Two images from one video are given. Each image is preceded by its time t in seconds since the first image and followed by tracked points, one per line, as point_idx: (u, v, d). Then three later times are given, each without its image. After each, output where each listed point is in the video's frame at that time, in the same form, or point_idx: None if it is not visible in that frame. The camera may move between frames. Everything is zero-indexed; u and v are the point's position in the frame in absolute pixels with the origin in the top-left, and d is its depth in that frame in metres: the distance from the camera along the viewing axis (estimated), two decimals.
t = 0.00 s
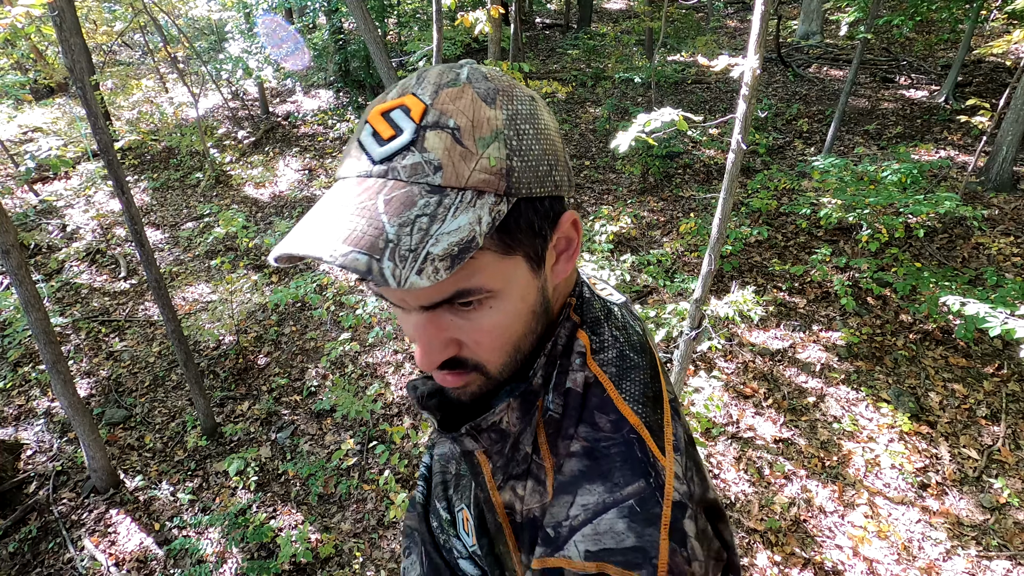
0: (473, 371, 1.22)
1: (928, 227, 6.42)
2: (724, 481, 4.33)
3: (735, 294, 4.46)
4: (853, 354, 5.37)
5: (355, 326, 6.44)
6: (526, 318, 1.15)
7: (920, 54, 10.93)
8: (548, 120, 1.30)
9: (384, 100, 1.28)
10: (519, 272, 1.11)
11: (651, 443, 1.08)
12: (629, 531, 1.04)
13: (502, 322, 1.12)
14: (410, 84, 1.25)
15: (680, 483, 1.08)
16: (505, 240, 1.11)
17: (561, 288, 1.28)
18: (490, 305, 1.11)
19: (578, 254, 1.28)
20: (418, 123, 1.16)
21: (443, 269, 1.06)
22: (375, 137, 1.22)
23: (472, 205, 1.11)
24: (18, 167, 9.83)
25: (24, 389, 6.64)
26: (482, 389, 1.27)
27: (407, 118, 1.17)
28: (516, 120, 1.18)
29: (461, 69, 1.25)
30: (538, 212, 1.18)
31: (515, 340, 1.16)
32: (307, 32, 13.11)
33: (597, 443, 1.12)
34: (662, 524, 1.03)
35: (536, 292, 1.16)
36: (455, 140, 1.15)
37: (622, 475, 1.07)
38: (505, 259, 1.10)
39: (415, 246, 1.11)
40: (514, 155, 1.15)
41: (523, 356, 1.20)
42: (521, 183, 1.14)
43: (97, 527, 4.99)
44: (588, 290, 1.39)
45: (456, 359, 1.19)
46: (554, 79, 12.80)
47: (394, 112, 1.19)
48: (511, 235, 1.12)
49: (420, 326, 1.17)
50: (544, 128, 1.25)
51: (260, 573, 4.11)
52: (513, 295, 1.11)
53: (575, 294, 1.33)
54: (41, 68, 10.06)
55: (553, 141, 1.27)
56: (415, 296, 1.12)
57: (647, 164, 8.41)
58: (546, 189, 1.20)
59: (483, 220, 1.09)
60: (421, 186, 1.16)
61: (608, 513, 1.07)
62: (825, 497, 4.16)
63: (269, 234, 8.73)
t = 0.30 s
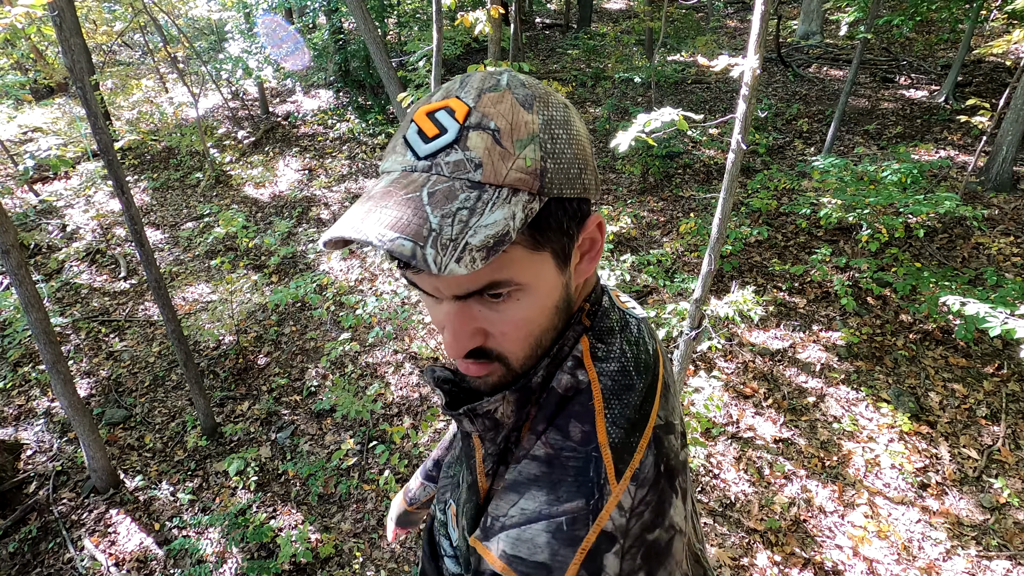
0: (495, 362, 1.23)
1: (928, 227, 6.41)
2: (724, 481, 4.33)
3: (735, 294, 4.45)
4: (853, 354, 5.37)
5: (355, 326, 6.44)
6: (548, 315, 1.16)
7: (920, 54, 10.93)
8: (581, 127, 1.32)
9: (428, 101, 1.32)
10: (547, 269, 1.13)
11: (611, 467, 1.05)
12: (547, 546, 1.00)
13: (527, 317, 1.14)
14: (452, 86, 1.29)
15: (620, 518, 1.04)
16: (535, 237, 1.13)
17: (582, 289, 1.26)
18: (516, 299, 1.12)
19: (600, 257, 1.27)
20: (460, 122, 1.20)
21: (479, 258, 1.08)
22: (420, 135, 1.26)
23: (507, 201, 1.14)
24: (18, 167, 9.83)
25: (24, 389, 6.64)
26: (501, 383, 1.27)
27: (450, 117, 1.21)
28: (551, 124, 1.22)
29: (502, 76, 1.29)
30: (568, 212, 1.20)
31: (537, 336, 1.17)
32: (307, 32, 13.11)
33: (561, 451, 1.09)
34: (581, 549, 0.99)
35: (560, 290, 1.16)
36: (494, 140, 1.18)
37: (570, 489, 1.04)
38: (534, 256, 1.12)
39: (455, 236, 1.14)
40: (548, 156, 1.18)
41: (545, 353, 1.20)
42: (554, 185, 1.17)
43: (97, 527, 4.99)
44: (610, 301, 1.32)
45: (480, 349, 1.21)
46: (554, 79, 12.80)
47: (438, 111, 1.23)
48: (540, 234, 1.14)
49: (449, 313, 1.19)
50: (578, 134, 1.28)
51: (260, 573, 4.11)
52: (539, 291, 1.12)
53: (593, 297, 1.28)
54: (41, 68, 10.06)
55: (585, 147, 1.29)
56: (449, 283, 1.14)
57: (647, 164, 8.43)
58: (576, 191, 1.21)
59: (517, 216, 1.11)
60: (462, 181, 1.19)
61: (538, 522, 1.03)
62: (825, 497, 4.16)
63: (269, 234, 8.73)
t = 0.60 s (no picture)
0: (488, 388, 1.24)
1: (928, 226, 6.42)
2: (724, 481, 4.33)
3: (735, 294, 4.45)
4: (853, 354, 5.37)
5: (355, 326, 6.44)
6: (545, 344, 1.17)
7: (920, 54, 10.93)
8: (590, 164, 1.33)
9: (442, 126, 1.33)
10: (546, 302, 1.14)
11: (590, 482, 1.04)
12: (521, 555, 1.01)
13: (524, 345, 1.15)
14: (467, 114, 1.31)
15: (599, 534, 1.01)
16: (536, 269, 1.14)
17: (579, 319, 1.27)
18: (513, 328, 1.14)
19: (599, 289, 1.27)
20: (472, 152, 1.21)
21: (480, 288, 1.10)
22: (431, 160, 1.28)
23: (511, 233, 1.15)
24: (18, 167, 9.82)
25: (24, 389, 6.64)
26: (492, 410, 1.26)
27: (463, 146, 1.22)
28: (561, 160, 1.23)
29: (515, 108, 1.30)
30: (570, 247, 1.22)
31: (532, 365, 1.18)
32: (307, 32, 13.11)
33: (543, 466, 1.10)
34: (554, 561, 0.98)
35: (559, 322, 1.17)
36: (504, 172, 1.19)
37: (548, 501, 1.05)
38: (533, 287, 1.14)
39: (457, 265, 1.16)
40: (555, 193, 1.19)
41: (539, 380, 1.21)
42: (559, 220, 1.18)
43: (97, 527, 4.99)
44: (601, 318, 1.33)
45: (475, 374, 1.21)
46: (554, 79, 12.80)
47: (451, 139, 1.25)
48: (541, 266, 1.15)
49: (446, 338, 1.20)
50: (586, 171, 1.29)
51: (260, 573, 4.11)
52: (537, 322, 1.13)
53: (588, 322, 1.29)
54: (41, 68, 10.06)
55: (592, 184, 1.30)
56: (449, 309, 1.15)
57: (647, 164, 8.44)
58: (580, 226, 1.22)
59: (520, 248, 1.13)
60: (469, 211, 1.21)
61: (515, 531, 1.05)
62: (825, 497, 4.16)
63: (269, 234, 8.73)
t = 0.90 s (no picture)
0: (480, 382, 1.24)
1: (928, 227, 6.42)
2: (724, 481, 4.33)
3: (735, 294, 4.45)
4: (853, 354, 5.36)
5: (355, 326, 6.44)
6: (536, 340, 1.17)
7: (920, 54, 10.93)
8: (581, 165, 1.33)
9: (438, 128, 1.34)
10: (537, 297, 1.14)
11: (580, 461, 1.06)
12: (511, 530, 1.02)
13: (516, 340, 1.16)
14: (462, 117, 1.31)
15: (589, 511, 1.02)
16: (527, 265, 1.15)
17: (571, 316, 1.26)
18: (504, 322, 1.14)
19: (592, 286, 1.26)
20: (466, 152, 1.22)
21: (472, 282, 1.10)
22: (426, 160, 1.28)
23: (503, 230, 1.15)
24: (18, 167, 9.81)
25: (24, 389, 6.64)
26: (485, 404, 1.27)
27: (457, 146, 1.23)
28: (551, 161, 1.23)
29: (509, 111, 1.30)
30: (561, 244, 1.21)
31: (524, 360, 1.18)
32: (307, 32, 13.11)
33: (535, 448, 1.13)
34: (544, 536, 0.99)
35: (549, 318, 1.17)
36: (497, 172, 1.20)
37: (540, 480, 1.07)
38: (524, 283, 1.14)
39: (451, 259, 1.15)
40: (546, 192, 1.19)
41: (531, 375, 1.22)
42: (549, 218, 1.18)
43: (97, 527, 4.99)
44: (594, 311, 1.33)
45: (468, 368, 1.22)
46: (554, 79, 12.79)
47: (446, 140, 1.25)
48: (532, 262, 1.15)
49: (440, 332, 1.20)
50: (577, 171, 1.28)
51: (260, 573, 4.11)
52: (528, 317, 1.14)
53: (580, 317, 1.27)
54: (41, 68, 10.06)
55: (583, 184, 1.29)
56: (442, 303, 1.16)
57: (646, 164, 8.45)
58: (570, 224, 1.21)
59: (512, 244, 1.13)
60: (463, 208, 1.21)
61: (506, 507, 1.06)
62: (825, 497, 4.16)
63: (269, 234, 8.74)
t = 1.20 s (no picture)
0: (477, 364, 1.27)
1: (928, 227, 6.42)
2: (724, 481, 4.33)
3: (735, 294, 4.45)
4: (853, 354, 5.36)
5: (355, 326, 6.44)
6: (529, 324, 1.20)
7: (920, 54, 10.93)
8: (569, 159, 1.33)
9: (432, 126, 1.34)
10: (528, 283, 1.17)
11: (576, 432, 1.06)
12: (511, 496, 1.01)
13: (510, 324, 1.18)
14: (456, 115, 1.32)
15: (586, 478, 1.01)
16: (519, 252, 1.17)
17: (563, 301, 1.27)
18: (498, 306, 1.18)
19: (581, 273, 1.28)
20: (460, 148, 1.22)
21: (469, 267, 1.12)
22: (423, 156, 1.28)
23: (496, 219, 1.16)
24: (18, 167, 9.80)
25: (24, 389, 6.64)
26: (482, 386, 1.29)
27: (452, 143, 1.23)
28: (540, 155, 1.23)
29: (500, 110, 1.31)
30: (551, 234, 1.22)
31: (518, 343, 1.20)
32: (307, 32, 13.11)
33: (531, 422, 1.12)
34: (544, 499, 0.98)
35: (541, 302, 1.19)
36: (489, 166, 1.20)
37: (538, 449, 1.06)
38: (517, 269, 1.16)
39: (449, 246, 1.17)
40: (535, 184, 1.20)
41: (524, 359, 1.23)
42: (539, 209, 1.19)
43: (97, 527, 4.99)
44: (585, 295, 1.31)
45: (465, 351, 1.25)
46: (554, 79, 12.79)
47: (441, 137, 1.25)
48: (524, 249, 1.17)
49: (439, 317, 1.23)
50: (565, 165, 1.29)
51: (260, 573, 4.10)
52: (520, 301, 1.17)
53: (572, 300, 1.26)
54: (41, 68, 10.06)
55: (570, 176, 1.30)
56: (442, 289, 1.19)
57: (647, 164, 8.45)
58: (557, 213, 1.22)
59: (505, 232, 1.14)
60: (459, 200, 1.22)
61: (506, 476, 1.05)
62: (825, 497, 4.16)
63: (269, 234, 8.74)
